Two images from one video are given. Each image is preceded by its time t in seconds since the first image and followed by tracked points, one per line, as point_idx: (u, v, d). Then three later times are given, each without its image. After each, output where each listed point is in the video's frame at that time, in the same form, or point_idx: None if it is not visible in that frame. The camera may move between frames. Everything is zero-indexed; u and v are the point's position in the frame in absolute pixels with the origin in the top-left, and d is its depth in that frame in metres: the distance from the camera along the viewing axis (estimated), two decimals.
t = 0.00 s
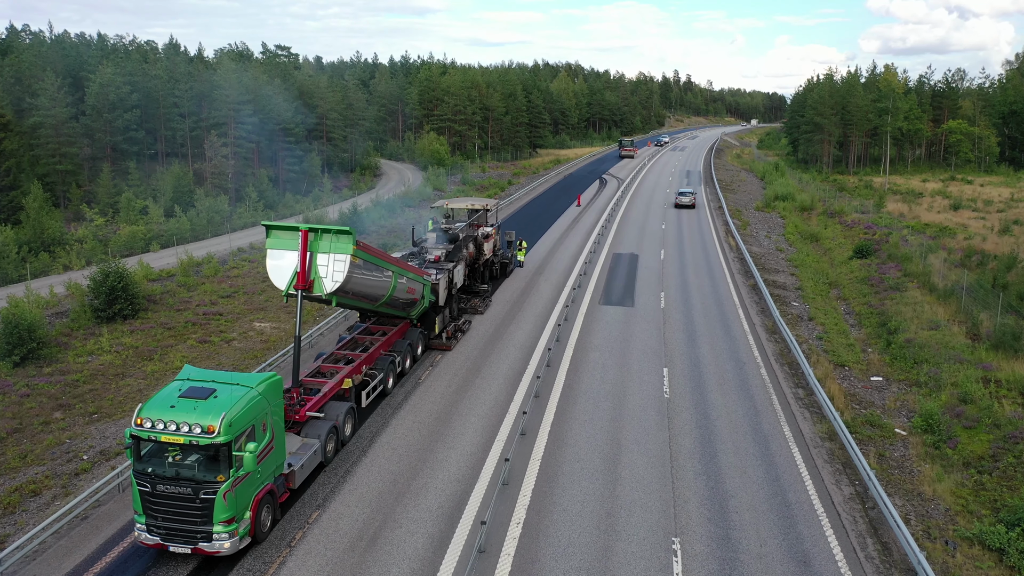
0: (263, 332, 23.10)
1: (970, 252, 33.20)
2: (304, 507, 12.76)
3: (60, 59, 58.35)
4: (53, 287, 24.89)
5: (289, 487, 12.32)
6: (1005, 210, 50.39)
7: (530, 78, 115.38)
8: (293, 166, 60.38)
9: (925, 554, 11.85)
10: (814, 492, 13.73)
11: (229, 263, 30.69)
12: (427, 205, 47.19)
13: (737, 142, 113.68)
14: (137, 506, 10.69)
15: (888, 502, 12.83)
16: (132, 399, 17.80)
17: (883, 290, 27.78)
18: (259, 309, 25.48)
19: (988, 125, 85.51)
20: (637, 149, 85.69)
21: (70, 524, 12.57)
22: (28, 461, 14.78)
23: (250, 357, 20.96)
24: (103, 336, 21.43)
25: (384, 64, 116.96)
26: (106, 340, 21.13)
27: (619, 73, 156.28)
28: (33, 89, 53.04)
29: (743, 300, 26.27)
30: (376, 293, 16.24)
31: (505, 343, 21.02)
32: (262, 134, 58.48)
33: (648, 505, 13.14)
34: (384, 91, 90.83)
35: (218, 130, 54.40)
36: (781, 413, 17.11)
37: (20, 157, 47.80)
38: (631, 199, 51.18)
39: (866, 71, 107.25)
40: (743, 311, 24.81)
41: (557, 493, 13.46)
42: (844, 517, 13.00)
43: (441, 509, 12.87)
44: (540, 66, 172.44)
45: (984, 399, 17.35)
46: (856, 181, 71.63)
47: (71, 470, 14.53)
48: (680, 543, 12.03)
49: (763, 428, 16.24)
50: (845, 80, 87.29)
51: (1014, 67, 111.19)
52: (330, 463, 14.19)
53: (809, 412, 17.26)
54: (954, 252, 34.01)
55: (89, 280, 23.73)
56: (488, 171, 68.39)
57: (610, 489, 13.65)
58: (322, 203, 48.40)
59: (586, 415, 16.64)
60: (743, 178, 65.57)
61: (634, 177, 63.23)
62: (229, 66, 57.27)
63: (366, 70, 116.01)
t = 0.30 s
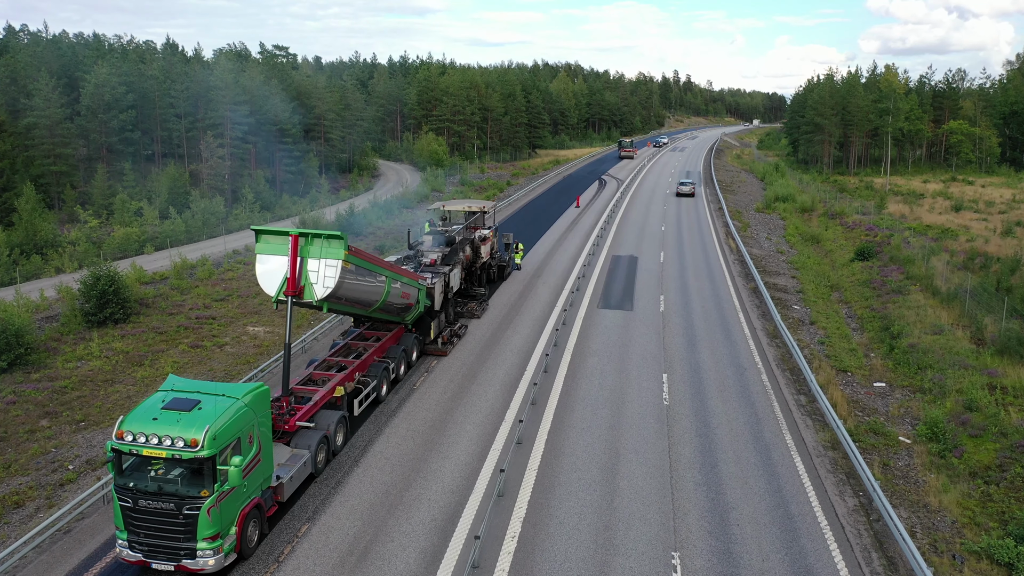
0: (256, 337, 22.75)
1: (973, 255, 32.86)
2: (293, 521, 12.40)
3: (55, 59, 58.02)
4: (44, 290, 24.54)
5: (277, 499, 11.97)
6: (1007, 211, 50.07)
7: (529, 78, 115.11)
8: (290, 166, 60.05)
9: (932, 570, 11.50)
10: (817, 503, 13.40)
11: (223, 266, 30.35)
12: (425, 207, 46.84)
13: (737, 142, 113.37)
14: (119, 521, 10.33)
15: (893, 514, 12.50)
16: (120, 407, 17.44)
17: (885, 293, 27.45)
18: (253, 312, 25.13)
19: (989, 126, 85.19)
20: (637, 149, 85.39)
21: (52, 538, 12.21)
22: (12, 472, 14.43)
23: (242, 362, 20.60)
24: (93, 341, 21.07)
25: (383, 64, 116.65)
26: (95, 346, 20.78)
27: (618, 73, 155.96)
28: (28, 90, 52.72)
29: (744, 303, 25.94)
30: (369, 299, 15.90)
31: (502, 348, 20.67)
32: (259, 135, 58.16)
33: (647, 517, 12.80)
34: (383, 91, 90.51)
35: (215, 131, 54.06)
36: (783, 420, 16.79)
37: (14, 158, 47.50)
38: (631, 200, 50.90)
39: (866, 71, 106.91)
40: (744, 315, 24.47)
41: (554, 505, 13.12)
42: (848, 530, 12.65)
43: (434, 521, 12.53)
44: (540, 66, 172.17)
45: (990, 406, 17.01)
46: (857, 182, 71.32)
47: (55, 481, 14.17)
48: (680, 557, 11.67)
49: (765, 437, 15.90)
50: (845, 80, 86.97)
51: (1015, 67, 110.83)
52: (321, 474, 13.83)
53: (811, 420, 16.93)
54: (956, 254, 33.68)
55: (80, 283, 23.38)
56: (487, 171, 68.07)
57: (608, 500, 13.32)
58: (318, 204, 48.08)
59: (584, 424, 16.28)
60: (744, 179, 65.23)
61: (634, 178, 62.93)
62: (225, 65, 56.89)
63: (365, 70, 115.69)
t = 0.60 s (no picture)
0: (249, 341, 22.40)
1: (976, 257, 32.53)
2: (282, 535, 12.03)
3: (50, 59, 57.72)
4: (34, 294, 24.21)
5: (265, 513, 11.61)
6: (1009, 212, 49.74)
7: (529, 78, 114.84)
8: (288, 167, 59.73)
9: None
10: (820, 516, 13.04)
11: (218, 268, 30.01)
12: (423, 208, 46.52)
13: (737, 142, 113.01)
14: (99, 538, 9.96)
15: (899, 526, 12.15)
16: (108, 414, 17.08)
17: (887, 296, 27.13)
18: (247, 316, 24.77)
19: (990, 126, 84.82)
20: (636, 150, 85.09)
21: (33, 552, 11.84)
22: None
23: (234, 367, 20.24)
24: (83, 346, 20.70)
25: (381, 64, 116.23)
26: (85, 351, 20.43)
27: (618, 74, 155.68)
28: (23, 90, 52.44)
29: (745, 307, 25.61)
30: (362, 305, 15.56)
31: (498, 354, 20.31)
32: (256, 135, 57.83)
33: (645, 530, 12.45)
34: (382, 91, 90.20)
35: (211, 131, 53.75)
36: (785, 429, 16.44)
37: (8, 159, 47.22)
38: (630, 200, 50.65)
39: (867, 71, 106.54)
40: (745, 319, 24.13)
41: (550, 517, 12.77)
42: (854, 544, 12.29)
43: (427, 535, 12.17)
44: (539, 66, 171.74)
45: (997, 414, 16.68)
46: (858, 182, 71.02)
47: (39, 492, 13.81)
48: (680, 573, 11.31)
49: (767, 446, 15.56)
50: (846, 80, 86.64)
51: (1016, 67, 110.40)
52: (311, 486, 13.46)
53: (814, 428, 16.58)
54: (959, 257, 33.34)
55: (71, 286, 23.03)
56: (486, 172, 67.73)
57: (606, 513, 12.97)
58: (316, 205, 47.76)
59: (581, 432, 15.93)
60: (744, 180, 64.92)
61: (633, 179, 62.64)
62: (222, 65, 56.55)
63: (363, 71, 115.44)
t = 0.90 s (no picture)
0: (242, 346, 22.04)
1: (979, 259, 32.20)
2: (269, 549, 11.66)
3: (46, 59, 57.39)
4: (24, 298, 23.86)
5: (251, 528, 11.25)
6: (1011, 213, 49.43)
7: (528, 78, 114.56)
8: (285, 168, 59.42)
9: None
10: (824, 529, 12.69)
11: (212, 271, 29.66)
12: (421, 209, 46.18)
13: (737, 142, 112.83)
14: (78, 556, 9.61)
15: (905, 540, 11.80)
16: (96, 422, 16.72)
17: (889, 300, 26.79)
18: (240, 320, 24.42)
19: (991, 126, 84.52)
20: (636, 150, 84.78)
21: (13, 568, 11.46)
22: None
23: (226, 373, 19.88)
24: (72, 352, 20.34)
25: (380, 64, 115.92)
26: (74, 356, 20.05)
27: (617, 74, 155.41)
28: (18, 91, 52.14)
29: (745, 310, 25.27)
30: (355, 311, 15.22)
31: (495, 360, 19.95)
32: (253, 136, 57.48)
33: (644, 544, 12.08)
34: (380, 91, 89.89)
35: (207, 132, 53.42)
36: (787, 438, 16.08)
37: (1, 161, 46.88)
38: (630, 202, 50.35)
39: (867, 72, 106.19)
40: (746, 323, 23.76)
41: (546, 530, 12.42)
42: (858, 558, 11.93)
43: (420, 549, 11.80)
44: (538, 66, 171.47)
45: (1003, 422, 16.35)
46: (858, 183, 70.72)
47: (22, 503, 13.44)
48: None
49: (769, 455, 15.21)
50: (846, 80, 86.32)
51: (1016, 67, 110.11)
52: (301, 498, 13.09)
53: (816, 436, 16.23)
54: (962, 259, 33.04)
55: (60, 290, 22.68)
56: (485, 173, 67.45)
57: (604, 525, 12.60)
58: (312, 206, 47.41)
59: (579, 441, 15.56)
60: (744, 181, 64.61)
61: (633, 179, 62.29)
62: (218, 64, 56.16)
63: (362, 71, 115.13)
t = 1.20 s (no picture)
0: (234, 351, 21.67)
1: (981, 261, 31.90)
2: (256, 564, 11.28)
3: (41, 59, 57.04)
4: (13, 302, 23.51)
5: (237, 543, 10.89)
6: (1012, 214, 49.11)
7: (528, 78, 114.23)
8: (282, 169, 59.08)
9: None
10: (828, 542, 12.34)
11: (206, 273, 29.30)
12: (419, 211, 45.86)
13: (736, 142, 112.61)
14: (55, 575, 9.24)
15: (910, 553, 11.46)
16: (82, 430, 16.35)
17: (891, 303, 26.46)
18: (233, 324, 24.04)
19: (992, 126, 84.24)
20: (635, 150, 84.46)
21: None
22: None
23: (217, 379, 19.48)
24: (61, 357, 19.98)
25: (379, 64, 115.62)
26: (62, 362, 19.69)
27: (617, 74, 155.11)
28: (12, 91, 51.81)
29: (746, 314, 24.93)
30: (347, 317, 14.86)
31: (491, 365, 19.60)
32: (249, 136, 57.11)
33: (642, 559, 11.72)
34: (378, 91, 89.56)
35: (203, 133, 53.09)
36: (789, 446, 15.73)
37: None
38: (629, 202, 50.06)
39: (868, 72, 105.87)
40: (746, 327, 23.41)
41: (541, 543, 12.06)
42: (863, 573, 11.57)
43: (412, 564, 11.43)
44: (538, 66, 171.14)
45: (1010, 431, 16.02)
46: (859, 184, 70.43)
47: (4, 515, 13.07)
48: None
49: (771, 465, 14.87)
50: (847, 80, 86.00)
51: (1017, 67, 109.82)
52: (290, 511, 12.71)
53: (819, 444, 15.89)
54: (964, 261, 32.72)
55: (50, 294, 22.31)
56: (483, 173, 67.07)
57: (601, 539, 12.24)
58: (309, 208, 47.08)
59: (576, 450, 15.21)
60: (744, 181, 64.29)
61: (632, 180, 62.00)
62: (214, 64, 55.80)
63: (361, 71, 114.83)
